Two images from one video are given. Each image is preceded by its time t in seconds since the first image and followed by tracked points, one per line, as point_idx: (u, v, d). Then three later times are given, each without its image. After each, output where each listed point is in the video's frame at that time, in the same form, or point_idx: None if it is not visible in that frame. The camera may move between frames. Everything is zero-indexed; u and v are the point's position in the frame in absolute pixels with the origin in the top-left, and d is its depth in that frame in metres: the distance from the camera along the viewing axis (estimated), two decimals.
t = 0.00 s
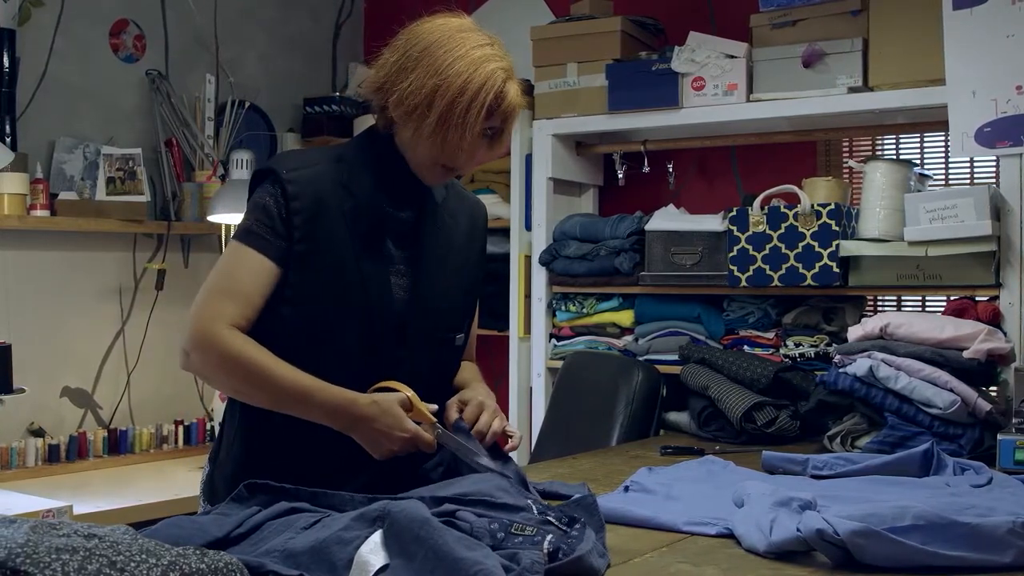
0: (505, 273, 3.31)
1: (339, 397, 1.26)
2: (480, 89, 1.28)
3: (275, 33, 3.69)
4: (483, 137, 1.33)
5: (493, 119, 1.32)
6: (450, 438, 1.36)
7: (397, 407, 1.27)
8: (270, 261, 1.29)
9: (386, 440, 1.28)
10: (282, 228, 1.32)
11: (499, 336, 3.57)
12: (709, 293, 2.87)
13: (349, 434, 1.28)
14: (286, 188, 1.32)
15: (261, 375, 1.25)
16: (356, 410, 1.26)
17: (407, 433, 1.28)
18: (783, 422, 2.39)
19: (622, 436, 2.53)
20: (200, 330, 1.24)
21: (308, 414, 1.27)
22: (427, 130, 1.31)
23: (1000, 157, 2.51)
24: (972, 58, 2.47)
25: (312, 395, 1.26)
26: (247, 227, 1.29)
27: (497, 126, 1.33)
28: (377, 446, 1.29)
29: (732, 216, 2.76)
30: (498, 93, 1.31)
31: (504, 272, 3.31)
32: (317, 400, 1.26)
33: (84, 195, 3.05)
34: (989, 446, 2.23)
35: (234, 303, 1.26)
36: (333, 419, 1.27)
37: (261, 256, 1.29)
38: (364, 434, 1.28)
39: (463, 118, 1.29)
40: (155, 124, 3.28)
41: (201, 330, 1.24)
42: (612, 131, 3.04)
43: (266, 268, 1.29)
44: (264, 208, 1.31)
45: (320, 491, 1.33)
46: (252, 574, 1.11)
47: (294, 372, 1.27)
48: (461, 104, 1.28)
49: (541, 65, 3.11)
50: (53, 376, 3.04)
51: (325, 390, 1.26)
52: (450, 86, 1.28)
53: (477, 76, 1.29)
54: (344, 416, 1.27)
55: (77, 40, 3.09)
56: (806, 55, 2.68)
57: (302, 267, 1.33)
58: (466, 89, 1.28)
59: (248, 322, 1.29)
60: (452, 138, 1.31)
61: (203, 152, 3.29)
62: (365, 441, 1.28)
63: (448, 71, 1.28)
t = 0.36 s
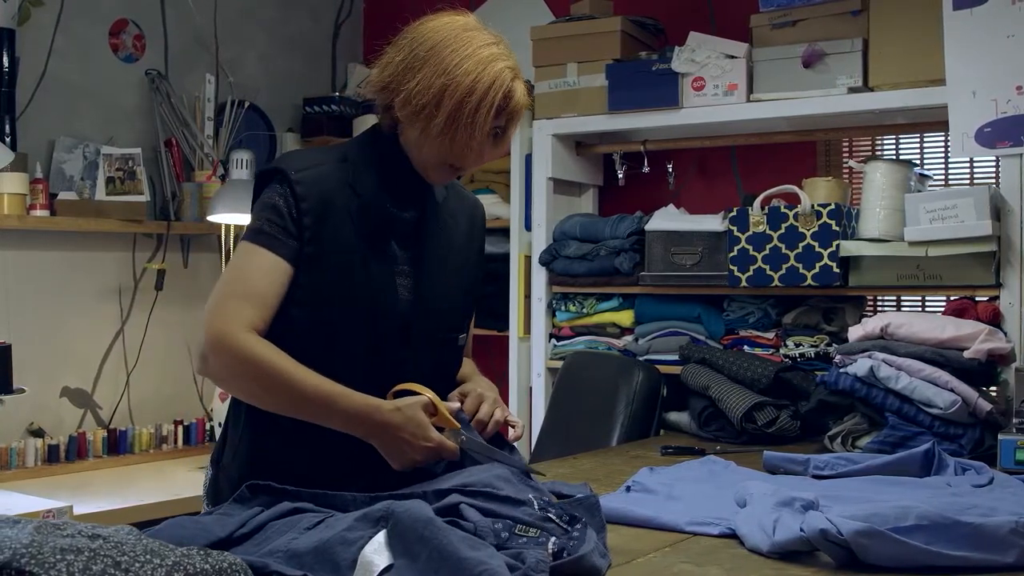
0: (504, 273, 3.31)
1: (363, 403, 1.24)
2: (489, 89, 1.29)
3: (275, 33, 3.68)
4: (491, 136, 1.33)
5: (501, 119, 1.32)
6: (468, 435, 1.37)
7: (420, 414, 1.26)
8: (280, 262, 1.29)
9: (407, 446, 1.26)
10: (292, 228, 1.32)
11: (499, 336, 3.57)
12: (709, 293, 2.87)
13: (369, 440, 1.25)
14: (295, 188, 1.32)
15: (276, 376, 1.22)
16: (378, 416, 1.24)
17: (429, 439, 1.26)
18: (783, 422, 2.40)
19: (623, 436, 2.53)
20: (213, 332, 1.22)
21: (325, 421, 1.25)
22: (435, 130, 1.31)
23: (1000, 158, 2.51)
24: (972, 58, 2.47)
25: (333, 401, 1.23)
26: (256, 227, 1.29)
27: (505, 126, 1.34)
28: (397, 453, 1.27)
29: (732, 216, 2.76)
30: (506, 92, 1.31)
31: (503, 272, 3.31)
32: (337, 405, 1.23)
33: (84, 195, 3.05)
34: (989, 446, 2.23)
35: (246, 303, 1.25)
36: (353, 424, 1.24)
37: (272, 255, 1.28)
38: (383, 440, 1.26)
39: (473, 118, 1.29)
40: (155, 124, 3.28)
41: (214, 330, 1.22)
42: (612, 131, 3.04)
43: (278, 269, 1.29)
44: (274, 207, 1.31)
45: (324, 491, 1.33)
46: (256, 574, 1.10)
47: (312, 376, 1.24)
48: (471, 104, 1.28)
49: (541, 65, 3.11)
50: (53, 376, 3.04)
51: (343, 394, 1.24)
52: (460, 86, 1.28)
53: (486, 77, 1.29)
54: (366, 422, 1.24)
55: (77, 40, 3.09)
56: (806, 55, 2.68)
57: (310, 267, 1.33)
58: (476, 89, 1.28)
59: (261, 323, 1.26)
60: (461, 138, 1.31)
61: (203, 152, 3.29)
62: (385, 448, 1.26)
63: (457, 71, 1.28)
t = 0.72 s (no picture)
0: (504, 273, 3.31)
1: (377, 408, 1.23)
2: (495, 88, 1.29)
3: (274, 32, 3.68)
4: (498, 135, 1.34)
5: (507, 118, 1.32)
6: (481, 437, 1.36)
7: (433, 420, 1.26)
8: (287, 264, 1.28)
9: (424, 453, 1.26)
10: (299, 229, 1.31)
11: (498, 336, 3.57)
12: (709, 293, 2.87)
13: (384, 448, 1.25)
14: (302, 189, 1.32)
15: (287, 382, 1.22)
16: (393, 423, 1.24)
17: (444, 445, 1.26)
18: (783, 422, 2.40)
19: (623, 436, 2.53)
20: (223, 335, 1.21)
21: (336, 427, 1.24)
22: (441, 129, 1.31)
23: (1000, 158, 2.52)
24: (972, 58, 2.47)
25: (347, 407, 1.23)
26: (263, 228, 1.28)
27: (511, 125, 1.34)
28: (415, 461, 1.27)
29: (732, 216, 2.76)
30: (512, 91, 1.31)
31: (503, 272, 3.30)
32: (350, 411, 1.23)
33: (84, 195, 3.04)
34: (990, 446, 2.23)
35: (254, 305, 1.24)
36: (366, 430, 1.23)
37: (278, 257, 1.28)
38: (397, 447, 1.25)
39: (480, 118, 1.29)
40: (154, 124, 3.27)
41: (224, 335, 1.21)
42: (612, 131, 3.04)
43: (285, 272, 1.28)
44: (280, 209, 1.30)
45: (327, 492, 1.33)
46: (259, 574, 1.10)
47: (324, 381, 1.24)
48: (478, 104, 1.28)
49: (541, 65, 3.11)
50: (52, 376, 3.04)
51: (356, 400, 1.23)
52: (466, 86, 1.28)
53: (493, 76, 1.29)
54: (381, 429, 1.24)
55: (77, 39, 3.09)
56: (806, 55, 2.69)
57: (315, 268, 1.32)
58: (482, 88, 1.28)
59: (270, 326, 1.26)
60: (467, 138, 1.32)
61: (203, 151, 3.28)
62: (398, 455, 1.26)
63: (463, 71, 1.28)
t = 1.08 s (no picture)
0: (504, 273, 3.31)
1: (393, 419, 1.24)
2: (499, 85, 1.29)
3: (274, 33, 3.68)
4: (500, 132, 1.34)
5: (510, 115, 1.33)
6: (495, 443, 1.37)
7: (449, 427, 1.28)
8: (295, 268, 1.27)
9: (437, 462, 1.28)
10: (307, 231, 1.30)
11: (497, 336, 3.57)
12: (709, 293, 2.87)
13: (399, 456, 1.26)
14: (309, 191, 1.30)
15: (298, 388, 1.21)
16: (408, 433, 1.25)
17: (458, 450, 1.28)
18: (783, 422, 2.40)
19: (624, 436, 2.53)
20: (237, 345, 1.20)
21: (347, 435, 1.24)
22: (443, 127, 1.31)
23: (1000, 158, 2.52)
24: (972, 58, 2.47)
25: (365, 417, 1.23)
26: (270, 230, 1.27)
27: (513, 122, 1.35)
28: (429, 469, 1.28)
29: (732, 216, 2.76)
30: (515, 88, 1.31)
31: (503, 272, 3.30)
32: (364, 419, 1.23)
33: (83, 195, 3.04)
34: (991, 446, 2.23)
35: (264, 310, 1.23)
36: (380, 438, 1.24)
37: (287, 261, 1.27)
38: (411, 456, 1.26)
39: (483, 115, 1.30)
40: (154, 124, 3.27)
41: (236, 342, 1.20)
42: (612, 131, 3.04)
43: (294, 276, 1.27)
44: (287, 212, 1.29)
45: (331, 492, 1.33)
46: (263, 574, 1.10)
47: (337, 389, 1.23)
48: (482, 102, 1.29)
49: (541, 65, 3.11)
50: (52, 376, 3.03)
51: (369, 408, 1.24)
52: (470, 83, 1.28)
53: (495, 73, 1.29)
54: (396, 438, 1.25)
55: (76, 39, 3.08)
56: (806, 55, 2.69)
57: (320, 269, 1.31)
58: (485, 86, 1.28)
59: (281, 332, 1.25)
60: (470, 135, 1.32)
61: (202, 151, 3.28)
62: (413, 462, 1.27)
63: (465, 68, 1.28)
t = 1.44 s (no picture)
0: (503, 273, 3.31)
1: (414, 432, 1.25)
2: (489, 76, 1.29)
3: (274, 33, 3.68)
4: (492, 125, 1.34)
5: (501, 106, 1.33)
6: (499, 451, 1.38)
7: (468, 440, 1.29)
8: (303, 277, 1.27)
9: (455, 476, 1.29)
10: (311, 237, 1.30)
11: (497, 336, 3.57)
12: (710, 293, 2.87)
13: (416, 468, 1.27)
14: (312, 197, 1.30)
15: (312, 398, 1.22)
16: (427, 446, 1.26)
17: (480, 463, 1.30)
18: (783, 422, 2.40)
19: (624, 436, 2.53)
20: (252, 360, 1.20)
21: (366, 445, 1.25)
22: (434, 121, 1.31)
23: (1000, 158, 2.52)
24: (973, 58, 2.48)
25: (383, 430, 1.24)
26: (275, 238, 1.26)
27: (504, 113, 1.35)
28: (448, 480, 1.30)
29: (732, 216, 2.76)
30: (505, 80, 1.31)
31: (502, 272, 3.30)
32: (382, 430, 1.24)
33: (83, 194, 3.04)
34: (992, 446, 2.23)
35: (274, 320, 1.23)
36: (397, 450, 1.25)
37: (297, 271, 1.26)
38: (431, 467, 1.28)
39: (476, 107, 1.30)
40: (154, 124, 3.27)
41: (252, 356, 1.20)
42: (612, 131, 3.04)
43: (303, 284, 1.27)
44: (292, 220, 1.28)
45: (333, 492, 1.33)
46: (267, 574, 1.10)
47: (352, 402, 1.24)
48: (473, 94, 1.29)
49: (541, 65, 3.11)
50: (52, 376, 3.03)
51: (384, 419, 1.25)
52: (461, 75, 1.28)
53: (486, 64, 1.29)
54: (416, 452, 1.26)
55: (76, 38, 3.08)
56: (806, 55, 2.69)
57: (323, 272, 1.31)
58: (475, 78, 1.28)
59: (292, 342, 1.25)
60: (462, 129, 1.32)
61: (202, 151, 3.28)
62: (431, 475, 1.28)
63: (454, 61, 1.27)
